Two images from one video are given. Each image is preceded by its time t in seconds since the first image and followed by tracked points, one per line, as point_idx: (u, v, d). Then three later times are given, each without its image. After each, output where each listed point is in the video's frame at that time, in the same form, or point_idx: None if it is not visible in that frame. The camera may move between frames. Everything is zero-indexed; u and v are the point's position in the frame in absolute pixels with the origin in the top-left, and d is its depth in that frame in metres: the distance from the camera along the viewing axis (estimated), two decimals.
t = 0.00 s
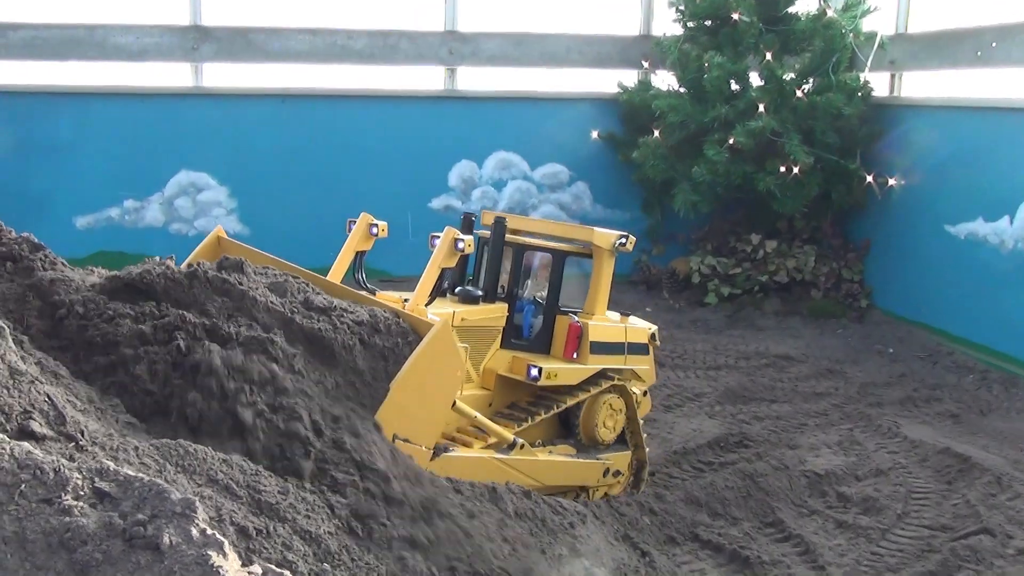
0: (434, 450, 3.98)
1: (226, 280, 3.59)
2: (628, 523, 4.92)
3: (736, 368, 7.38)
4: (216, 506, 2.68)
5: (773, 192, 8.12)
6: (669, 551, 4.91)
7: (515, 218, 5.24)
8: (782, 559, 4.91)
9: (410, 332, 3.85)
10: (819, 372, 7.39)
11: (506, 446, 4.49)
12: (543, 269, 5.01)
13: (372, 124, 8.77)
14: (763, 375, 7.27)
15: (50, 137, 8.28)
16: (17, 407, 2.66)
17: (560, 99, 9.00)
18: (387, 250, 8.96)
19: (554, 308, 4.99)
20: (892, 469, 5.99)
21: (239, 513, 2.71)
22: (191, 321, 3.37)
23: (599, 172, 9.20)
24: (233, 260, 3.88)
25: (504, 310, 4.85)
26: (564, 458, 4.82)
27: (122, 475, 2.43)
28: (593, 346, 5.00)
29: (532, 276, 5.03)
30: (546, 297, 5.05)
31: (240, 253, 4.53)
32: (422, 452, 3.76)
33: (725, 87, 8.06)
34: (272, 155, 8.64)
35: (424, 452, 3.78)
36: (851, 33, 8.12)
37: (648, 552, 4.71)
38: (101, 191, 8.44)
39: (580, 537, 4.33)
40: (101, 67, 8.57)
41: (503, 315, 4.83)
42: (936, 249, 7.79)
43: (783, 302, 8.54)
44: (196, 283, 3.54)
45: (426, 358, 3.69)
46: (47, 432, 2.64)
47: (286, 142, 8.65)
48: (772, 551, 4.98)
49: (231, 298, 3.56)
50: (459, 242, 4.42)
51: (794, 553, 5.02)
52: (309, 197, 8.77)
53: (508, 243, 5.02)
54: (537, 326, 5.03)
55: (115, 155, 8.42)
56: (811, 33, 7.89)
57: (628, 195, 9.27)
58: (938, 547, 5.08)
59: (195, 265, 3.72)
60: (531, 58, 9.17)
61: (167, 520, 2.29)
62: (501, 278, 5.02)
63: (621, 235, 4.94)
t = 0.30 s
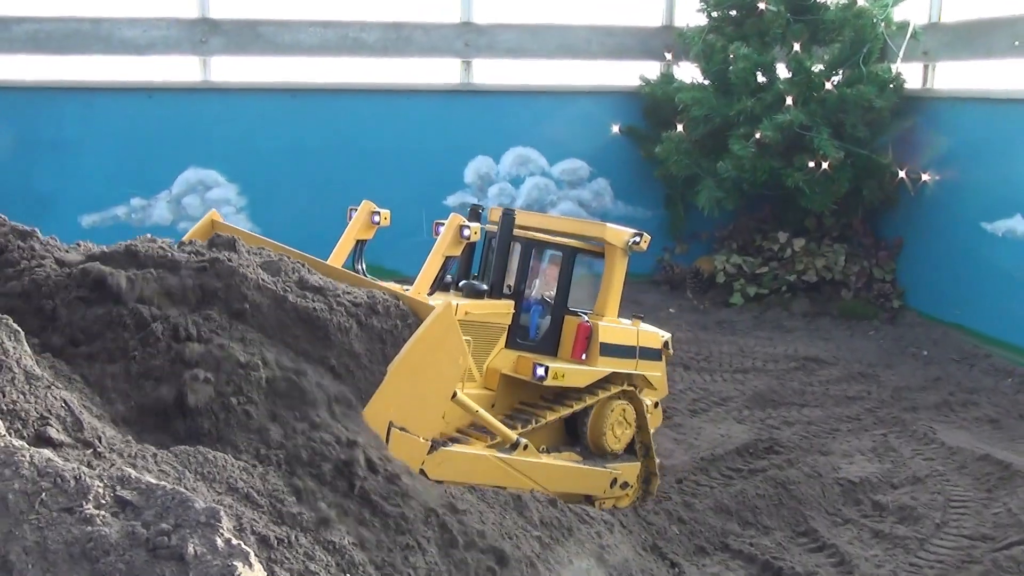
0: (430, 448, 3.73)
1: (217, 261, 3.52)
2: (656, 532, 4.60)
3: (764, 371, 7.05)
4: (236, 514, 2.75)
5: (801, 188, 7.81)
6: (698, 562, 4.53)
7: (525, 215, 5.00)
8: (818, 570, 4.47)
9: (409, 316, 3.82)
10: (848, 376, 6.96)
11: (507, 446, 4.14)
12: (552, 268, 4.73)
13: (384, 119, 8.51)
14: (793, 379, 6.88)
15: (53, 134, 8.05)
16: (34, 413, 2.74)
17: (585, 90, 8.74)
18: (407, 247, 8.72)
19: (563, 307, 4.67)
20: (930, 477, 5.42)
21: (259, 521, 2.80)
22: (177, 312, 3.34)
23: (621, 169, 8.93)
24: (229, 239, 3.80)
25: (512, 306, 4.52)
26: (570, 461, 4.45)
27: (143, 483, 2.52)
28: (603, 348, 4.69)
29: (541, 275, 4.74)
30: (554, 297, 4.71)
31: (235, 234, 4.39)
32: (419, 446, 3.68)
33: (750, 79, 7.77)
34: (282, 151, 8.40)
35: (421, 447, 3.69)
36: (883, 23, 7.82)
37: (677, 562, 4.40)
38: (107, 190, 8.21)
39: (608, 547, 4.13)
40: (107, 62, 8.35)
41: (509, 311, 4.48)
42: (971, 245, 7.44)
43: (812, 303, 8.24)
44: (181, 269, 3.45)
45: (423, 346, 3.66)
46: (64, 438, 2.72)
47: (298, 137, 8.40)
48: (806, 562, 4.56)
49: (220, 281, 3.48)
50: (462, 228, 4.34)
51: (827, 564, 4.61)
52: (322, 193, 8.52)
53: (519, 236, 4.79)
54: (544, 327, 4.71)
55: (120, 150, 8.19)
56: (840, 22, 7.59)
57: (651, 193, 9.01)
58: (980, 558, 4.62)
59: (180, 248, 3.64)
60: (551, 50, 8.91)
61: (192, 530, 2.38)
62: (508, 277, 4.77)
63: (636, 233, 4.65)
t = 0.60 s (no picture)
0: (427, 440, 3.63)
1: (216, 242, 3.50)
2: (675, 537, 4.56)
3: (780, 374, 6.99)
4: (258, 516, 2.75)
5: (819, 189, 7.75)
6: (717, 567, 4.47)
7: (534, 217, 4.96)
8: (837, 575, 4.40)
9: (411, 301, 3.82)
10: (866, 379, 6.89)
11: (507, 445, 4.08)
12: (559, 270, 4.67)
13: (399, 118, 8.47)
14: (811, 382, 6.83)
15: (64, 131, 8.03)
16: (57, 414, 2.79)
17: (602, 91, 8.70)
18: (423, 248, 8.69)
19: (568, 308, 4.62)
20: (951, 482, 5.33)
21: (282, 524, 2.78)
22: (172, 296, 3.32)
23: (636, 169, 8.89)
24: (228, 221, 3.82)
25: (517, 304, 4.50)
26: (572, 467, 4.37)
27: (168, 486, 2.63)
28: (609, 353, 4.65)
29: (548, 277, 4.68)
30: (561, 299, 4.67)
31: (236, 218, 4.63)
32: (413, 438, 3.56)
33: (767, 80, 7.72)
34: (295, 149, 8.37)
35: (415, 439, 3.57)
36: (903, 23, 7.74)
37: (696, 567, 4.34)
38: (121, 189, 8.20)
39: (628, 552, 4.11)
40: (122, 60, 8.33)
41: (514, 309, 4.46)
42: (990, 247, 7.36)
43: (829, 305, 8.16)
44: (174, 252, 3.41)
45: (424, 332, 3.52)
46: (87, 440, 2.78)
47: (311, 135, 8.37)
48: (826, 567, 4.48)
49: (219, 263, 3.46)
50: (470, 222, 4.90)
51: (847, 569, 4.53)
52: (336, 192, 8.49)
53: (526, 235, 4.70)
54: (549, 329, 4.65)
55: (130, 148, 8.16)
56: (859, 22, 7.51)
57: (667, 194, 8.96)
58: (1002, 565, 4.56)
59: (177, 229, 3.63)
60: (567, 49, 8.86)
61: (218, 533, 2.49)
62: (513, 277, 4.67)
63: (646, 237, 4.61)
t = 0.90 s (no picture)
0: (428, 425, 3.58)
1: (212, 227, 3.32)
2: (701, 540, 4.54)
3: (802, 376, 6.98)
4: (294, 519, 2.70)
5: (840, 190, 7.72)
6: (744, 572, 4.45)
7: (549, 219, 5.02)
8: None
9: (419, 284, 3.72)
10: (888, 381, 6.87)
11: (507, 442, 4.02)
12: (569, 273, 4.74)
13: (417, 121, 8.49)
14: (832, 384, 6.81)
15: (83, 133, 8.06)
16: (94, 417, 2.73)
17: (620, 92, 8.70)
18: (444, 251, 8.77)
19: (577, 311, 4.67)
20: (977, 486, 5.30)
21: (316, 528, 2.74)
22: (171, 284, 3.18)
23: (655, 170, 8.89)
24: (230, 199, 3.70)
25: (526, 302, 4.54)
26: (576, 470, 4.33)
27: (208, 491, 2.61)
28: (616, 356, 4.67)
29: (558, 280, 4.75)
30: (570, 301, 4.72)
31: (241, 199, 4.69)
32: (416, 422, 3.51)
33: (787, 81, 7.71)
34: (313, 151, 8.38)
35: (418, 423, 3.52)
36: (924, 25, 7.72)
37: (723, 570, 4.31)
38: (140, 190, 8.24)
39: (655, 556, 4.09)
40: (143, 63, 8.38)
41: (524, 308, 4.51)
42: (1013, 249, 7.31)
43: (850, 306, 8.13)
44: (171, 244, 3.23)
45: (428, 313, 3.48)
46: (123, 443, 2.73)
47: (330, 137, 8.39)
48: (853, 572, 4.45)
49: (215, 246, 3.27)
50: (481, 213, 5.13)
51: (874, 573, 4.50)
52: (356, 194, 8.51)
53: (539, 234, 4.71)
54: (558, 330, 4.69)
55: (147, 149, 8.19)
56: (880, 23, 7.48)
57: (685, 196, 8.96)
58: None
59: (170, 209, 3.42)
60: (585, 51, 8.86)
61: (258, 537, 2.45)
62: (523, 277, 4.73)
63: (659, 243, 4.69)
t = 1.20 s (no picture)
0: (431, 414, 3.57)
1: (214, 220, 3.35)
2: (725, 544, 4.54)
3: (822, 379, 6.96)
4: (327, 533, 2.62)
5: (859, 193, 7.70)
6: None
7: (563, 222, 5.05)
8: None
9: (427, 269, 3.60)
10: (910, 384, 6.85)
11: (514, 439, 4.02)
12: (583, 277, 4.75)
13: (434, 123, 8.50)
14: (853, 388, 6.79)
15: (103, 135, 8.12)
16: (127, 421, 2.69)
17: (638, 93, 8.70)
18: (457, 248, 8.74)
19: (588, 315, 4.63)
20: (1002, 491, 5.28)
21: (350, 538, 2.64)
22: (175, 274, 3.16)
23: (672, 171, 8.89)
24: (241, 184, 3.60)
25: (537, 303, 4.50)
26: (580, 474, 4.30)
27: (244, 495, 2.48)
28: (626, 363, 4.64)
29: (570, 283, 4.75)
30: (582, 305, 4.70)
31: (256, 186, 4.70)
32: (416, 409, 3.48)
33: (807, 83, 7.69)
34: (330, 153, 8.41)
35: (419, 410, 3.49)
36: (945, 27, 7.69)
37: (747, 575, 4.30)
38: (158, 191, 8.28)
39: (681, 560, 4.07)
40: (163, 65, 8.42)
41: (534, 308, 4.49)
42: None
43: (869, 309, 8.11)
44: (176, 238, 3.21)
45: (433, 297, 3.41)
46: (156, 447, 2.67)
47: (348, 140, 8.41)
48: None
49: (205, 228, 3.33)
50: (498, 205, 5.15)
51: None
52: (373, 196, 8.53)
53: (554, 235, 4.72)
54: (568, 333, 4.67)
55: (164, 151, 8.24)
56: (900, 26, 7.45)
57: (703, 197, 8.95)
58: None
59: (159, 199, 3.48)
60: (602, 52, 8.86)
61: (294, 542, 2.32)
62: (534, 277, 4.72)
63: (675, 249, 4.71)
